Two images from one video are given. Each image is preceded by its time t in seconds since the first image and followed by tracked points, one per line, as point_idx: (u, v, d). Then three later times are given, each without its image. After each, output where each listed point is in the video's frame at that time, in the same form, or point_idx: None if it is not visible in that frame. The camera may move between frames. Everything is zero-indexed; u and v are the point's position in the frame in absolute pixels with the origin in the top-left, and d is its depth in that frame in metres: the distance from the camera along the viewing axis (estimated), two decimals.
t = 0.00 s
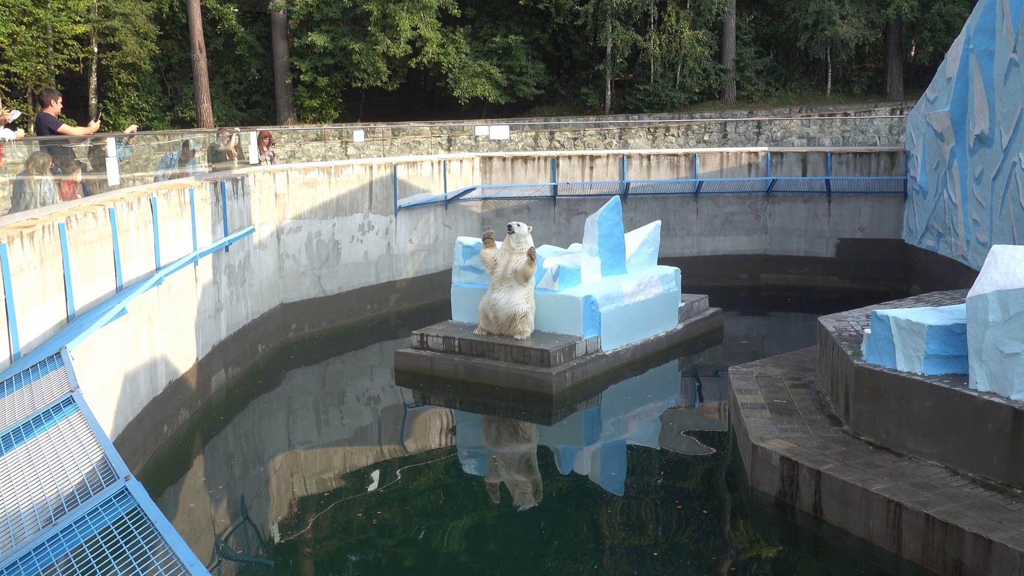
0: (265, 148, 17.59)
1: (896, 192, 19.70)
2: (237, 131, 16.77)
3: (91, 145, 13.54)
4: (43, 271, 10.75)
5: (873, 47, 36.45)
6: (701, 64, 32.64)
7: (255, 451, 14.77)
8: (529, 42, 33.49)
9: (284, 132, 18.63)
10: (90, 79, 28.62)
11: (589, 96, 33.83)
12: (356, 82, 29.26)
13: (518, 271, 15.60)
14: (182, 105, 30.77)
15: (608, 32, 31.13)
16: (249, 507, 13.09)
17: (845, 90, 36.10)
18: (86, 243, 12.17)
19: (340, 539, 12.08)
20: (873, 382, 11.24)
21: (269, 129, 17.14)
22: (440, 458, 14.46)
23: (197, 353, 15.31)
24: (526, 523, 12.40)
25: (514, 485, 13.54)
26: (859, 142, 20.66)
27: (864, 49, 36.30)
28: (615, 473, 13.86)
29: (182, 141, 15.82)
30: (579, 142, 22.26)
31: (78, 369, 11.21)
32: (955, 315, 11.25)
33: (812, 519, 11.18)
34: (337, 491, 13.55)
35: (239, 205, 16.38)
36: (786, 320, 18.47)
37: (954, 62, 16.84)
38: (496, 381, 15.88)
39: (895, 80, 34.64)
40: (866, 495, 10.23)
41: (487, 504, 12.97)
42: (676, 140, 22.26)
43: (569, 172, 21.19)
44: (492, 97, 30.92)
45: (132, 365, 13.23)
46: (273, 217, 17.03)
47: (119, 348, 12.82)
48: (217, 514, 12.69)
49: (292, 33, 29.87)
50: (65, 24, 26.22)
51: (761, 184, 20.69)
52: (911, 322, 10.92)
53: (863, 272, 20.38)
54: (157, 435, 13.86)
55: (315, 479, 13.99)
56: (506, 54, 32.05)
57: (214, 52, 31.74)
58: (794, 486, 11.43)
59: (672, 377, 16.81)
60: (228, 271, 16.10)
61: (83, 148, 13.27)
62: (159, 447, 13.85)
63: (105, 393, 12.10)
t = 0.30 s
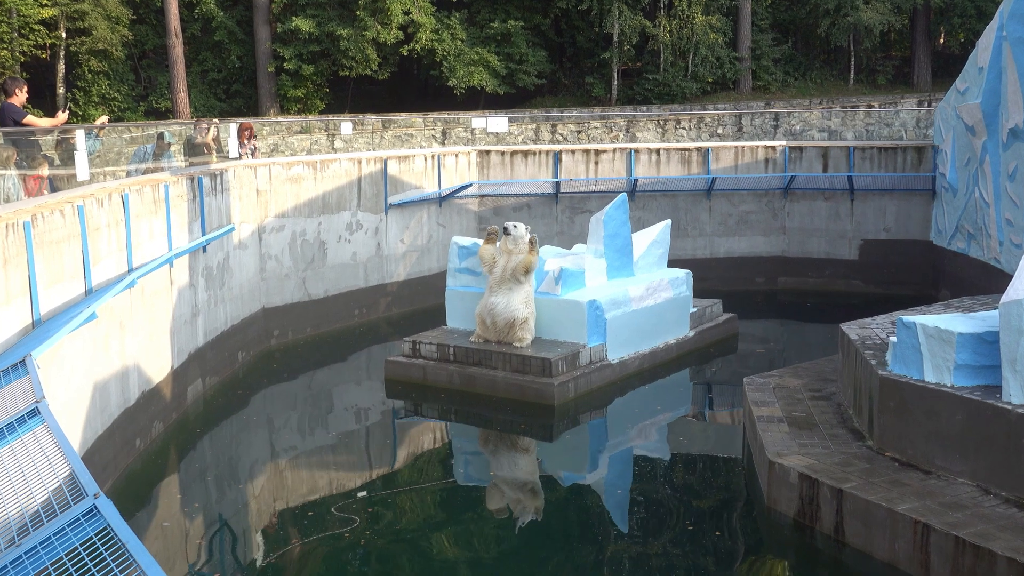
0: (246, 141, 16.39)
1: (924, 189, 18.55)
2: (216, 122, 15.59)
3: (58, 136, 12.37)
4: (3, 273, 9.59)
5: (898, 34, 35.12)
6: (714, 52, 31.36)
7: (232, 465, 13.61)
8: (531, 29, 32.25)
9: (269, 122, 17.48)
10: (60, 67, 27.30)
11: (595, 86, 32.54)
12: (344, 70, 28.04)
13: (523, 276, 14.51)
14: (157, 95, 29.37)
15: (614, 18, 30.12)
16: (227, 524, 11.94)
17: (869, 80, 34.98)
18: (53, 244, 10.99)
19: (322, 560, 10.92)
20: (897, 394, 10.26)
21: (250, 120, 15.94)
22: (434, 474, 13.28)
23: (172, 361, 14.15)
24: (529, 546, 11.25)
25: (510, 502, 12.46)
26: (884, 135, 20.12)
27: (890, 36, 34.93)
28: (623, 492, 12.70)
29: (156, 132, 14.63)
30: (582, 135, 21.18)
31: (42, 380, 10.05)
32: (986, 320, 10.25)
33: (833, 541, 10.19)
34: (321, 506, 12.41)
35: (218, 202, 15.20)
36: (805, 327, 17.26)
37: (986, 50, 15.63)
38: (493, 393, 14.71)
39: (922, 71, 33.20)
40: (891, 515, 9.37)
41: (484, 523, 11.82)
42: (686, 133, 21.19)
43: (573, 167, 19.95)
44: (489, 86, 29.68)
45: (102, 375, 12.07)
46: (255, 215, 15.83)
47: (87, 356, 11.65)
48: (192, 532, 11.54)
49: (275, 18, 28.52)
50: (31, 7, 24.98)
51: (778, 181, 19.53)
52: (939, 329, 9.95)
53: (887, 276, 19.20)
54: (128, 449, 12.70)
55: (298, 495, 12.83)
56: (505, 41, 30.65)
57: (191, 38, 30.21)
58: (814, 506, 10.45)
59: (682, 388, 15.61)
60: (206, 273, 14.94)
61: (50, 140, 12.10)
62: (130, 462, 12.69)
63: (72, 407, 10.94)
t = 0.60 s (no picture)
0: (227, 133, 15.47)
1: (947, 185, 17.75)
2: (195, 113, 14.67)
3: (27, 128, 11.47)
4: None
5: (920, 21, 33.23)
6: (724, 39, 30.25)
7: (212, 476, 12.70)
8: (530, 16, 31.19)
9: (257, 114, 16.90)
10: (30, 53, 26.22)
11: (597, 75, 31.42)
12: (331, 57, 27.03)
13: (519, 274, 13.64)
14: (131, 85, 28.15)
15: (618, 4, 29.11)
16: (206, 540, 11.05)
17: (890, 69, 33.45)
18: (21, 242, 10.06)
19: None
20: (919, 403, 9.53)
21: (232, 112, 15.05)
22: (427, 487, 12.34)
23: (148, 366, 13.24)
24: (530, 566, 10.35)
25: (506, 518, 11.57)
26: (904, 129, 19.23)
27: (910, 25, 33.34)
28: (627, 507, 11.83)
29: (131, 124, 13.69)
30: (584, 127, 20.25)
31: (8, 389, 9.17)
32: (1014, 322, 9.55)
33: (850, 560, 9.43)
34: (308, 520, 11.51)
35: (197, 198, 14.27)
36: (820, 332, 16.29)
37: (1013, 37, 14.72)
38: (489, 401, 13.82)
39: (944, 61, 31.53)
40: (912, 531, 8.62)
41: (479, 542, 10.90)
42: (694, 127, 20.41)
43: (574, 162, 18.92)
44: (486, 76, 28.57)
45: (73, 382, 11.18)
46: (236, 212, 14.90)
47: (58, 362, 10.75)
48: (170, 549, 10.64)
49: (258, 3, 27.40)
50: None
51: (793, 176, 18.57)
52: (964, 334, 9.24)
53: (906, 278, 18.28)
54: (102, 460, 11.81)
55: (281, 509, 11.91)
56: (502, 27, 29.54)
57: (169, 23, 29.02)
58: (830, 521, 9.64)
59: (689, 396, 14.68)
60: (184, 274, 14.02)
61: (19, 132, 11.22)
62: (104, 474, 11.80)
63: (40, 417, 10.03)
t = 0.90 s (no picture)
0: (207, 127, 14.52)
1: (976, 181, 16.79)
2: (172, 105, 13.71)
3: None
4: None
5: (946, 8, 31.65)
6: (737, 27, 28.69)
7: (191, 493, 11.72)
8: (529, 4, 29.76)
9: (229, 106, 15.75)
10: None
11: (600, 65, 29.77)
12: (318, 46, 25.77)
13: (516, 279, 12.73)
14: (104, 75, 27.12)
15: None
16: (183, 562, 10.09)
17: (913, 59, 31.55)
18: None
19: None
20: (946, 415, 8.80)
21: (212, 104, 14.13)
22: (421, 505, 11.40)
23: (122, 377, 12.25)
24: None
25: (504, 536, 10.67)
26: (929, 122, 18.04)
27: (936, 11, 31.62)
28: (635, 525, 10.92)
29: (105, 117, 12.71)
30: (588, 119, 19.50)
31: None
32: None
33: None
34: (294, 541, 10.55)
35: (175, 196, 13.28)
36: (841, 339, 15.25)
37: None
38: (486, 414, 12.90)
39: (972, 49, 29.93)
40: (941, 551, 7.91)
41: (479, 564, 9.96)
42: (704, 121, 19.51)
43: (577, 158, 17.92)
44: (483, 66, 27.12)
45: (42, 394, 10.23)
46: (216, 211, 13.91)
47: (24, 373, 9.79)
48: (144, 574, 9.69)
49: None
50: None
51: (811, 173, 17.58)
52: (993, 341, 8.55)
53: (932, 282, 17.29)
54: (73, 478, 10.86)
55: (265, 529, 10.94)
56: (500, 14, 28.22)
57: (143, 10, 27.69)
58: (852, 543, 8.83)
59: (701, 409, 13.69)
60: (160, 277, 13.02)
61: None
62: (74, 493, 10.85)
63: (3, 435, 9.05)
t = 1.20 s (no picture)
0: (184, 119, 13.61)
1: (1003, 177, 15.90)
2: (147, 96, 12.81)
3: None
4: None
5: None
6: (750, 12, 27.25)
7: (168, 509, 10.85)
8: None
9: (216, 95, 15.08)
10: None
11: (604, 52, 28.34)
12: (303, 32, 24.59)
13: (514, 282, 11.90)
14: (74, 64, 25.71)
15: None
16: None
17: (938, 47, 29.38)
18: None
19: None
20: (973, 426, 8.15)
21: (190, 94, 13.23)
22: (415, 524, 10.56)
23: (94, 386, 11.33)
24: None
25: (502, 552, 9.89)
26: (954, 113, 17.30)
27: None
28: (641, 544, 10.11)
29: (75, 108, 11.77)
30: (591, 112, 18.57)
31: None
32: None
33: None
34: (281, 560, 9.70)
35: (150, 192, 12.37)
36: (861, 344, 14.35)
37: None
38: (482, 426, 12.04)
39: (1001, 37, 28.12)
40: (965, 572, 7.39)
41: None
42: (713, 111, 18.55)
43: (579, 151, 17.01)
44: (478, 52, 26.19)
45: (7, 402, 9.33)
46: (195, 208, 13.01)
47: None
48: None
49: None
50: None
51: (829, 168, 16.77)
52: None
53: (960, 283, 16.42)
54: (41, 493, 9.98)
55: (248, 549, 10.07)
56: None
57: None
58: (873, 562, 8.24)
59: (712, 419, 12.81)
60: (134, 279, 12.10)
61: None
62: (42, 508, 9.97)
63: None
